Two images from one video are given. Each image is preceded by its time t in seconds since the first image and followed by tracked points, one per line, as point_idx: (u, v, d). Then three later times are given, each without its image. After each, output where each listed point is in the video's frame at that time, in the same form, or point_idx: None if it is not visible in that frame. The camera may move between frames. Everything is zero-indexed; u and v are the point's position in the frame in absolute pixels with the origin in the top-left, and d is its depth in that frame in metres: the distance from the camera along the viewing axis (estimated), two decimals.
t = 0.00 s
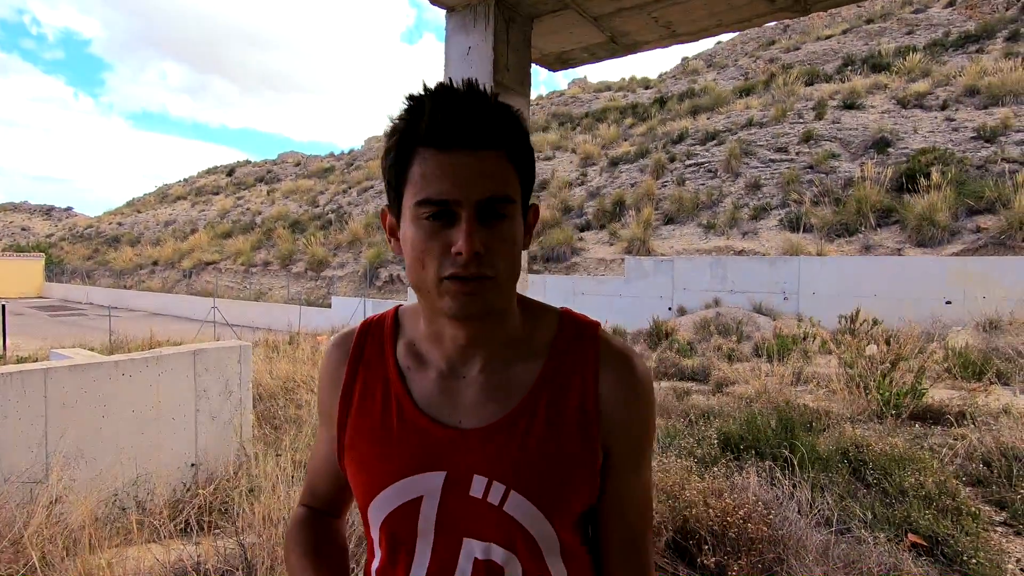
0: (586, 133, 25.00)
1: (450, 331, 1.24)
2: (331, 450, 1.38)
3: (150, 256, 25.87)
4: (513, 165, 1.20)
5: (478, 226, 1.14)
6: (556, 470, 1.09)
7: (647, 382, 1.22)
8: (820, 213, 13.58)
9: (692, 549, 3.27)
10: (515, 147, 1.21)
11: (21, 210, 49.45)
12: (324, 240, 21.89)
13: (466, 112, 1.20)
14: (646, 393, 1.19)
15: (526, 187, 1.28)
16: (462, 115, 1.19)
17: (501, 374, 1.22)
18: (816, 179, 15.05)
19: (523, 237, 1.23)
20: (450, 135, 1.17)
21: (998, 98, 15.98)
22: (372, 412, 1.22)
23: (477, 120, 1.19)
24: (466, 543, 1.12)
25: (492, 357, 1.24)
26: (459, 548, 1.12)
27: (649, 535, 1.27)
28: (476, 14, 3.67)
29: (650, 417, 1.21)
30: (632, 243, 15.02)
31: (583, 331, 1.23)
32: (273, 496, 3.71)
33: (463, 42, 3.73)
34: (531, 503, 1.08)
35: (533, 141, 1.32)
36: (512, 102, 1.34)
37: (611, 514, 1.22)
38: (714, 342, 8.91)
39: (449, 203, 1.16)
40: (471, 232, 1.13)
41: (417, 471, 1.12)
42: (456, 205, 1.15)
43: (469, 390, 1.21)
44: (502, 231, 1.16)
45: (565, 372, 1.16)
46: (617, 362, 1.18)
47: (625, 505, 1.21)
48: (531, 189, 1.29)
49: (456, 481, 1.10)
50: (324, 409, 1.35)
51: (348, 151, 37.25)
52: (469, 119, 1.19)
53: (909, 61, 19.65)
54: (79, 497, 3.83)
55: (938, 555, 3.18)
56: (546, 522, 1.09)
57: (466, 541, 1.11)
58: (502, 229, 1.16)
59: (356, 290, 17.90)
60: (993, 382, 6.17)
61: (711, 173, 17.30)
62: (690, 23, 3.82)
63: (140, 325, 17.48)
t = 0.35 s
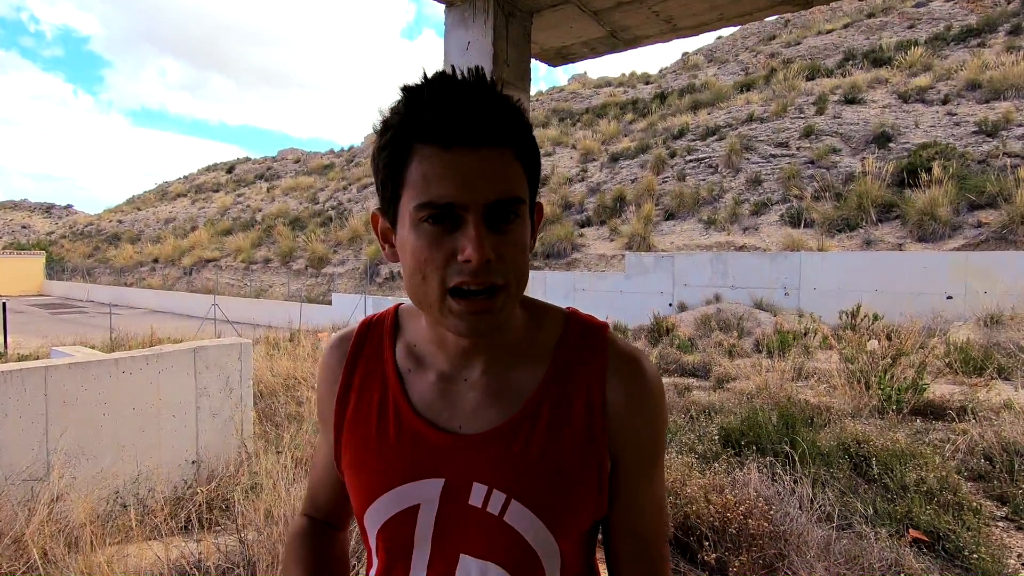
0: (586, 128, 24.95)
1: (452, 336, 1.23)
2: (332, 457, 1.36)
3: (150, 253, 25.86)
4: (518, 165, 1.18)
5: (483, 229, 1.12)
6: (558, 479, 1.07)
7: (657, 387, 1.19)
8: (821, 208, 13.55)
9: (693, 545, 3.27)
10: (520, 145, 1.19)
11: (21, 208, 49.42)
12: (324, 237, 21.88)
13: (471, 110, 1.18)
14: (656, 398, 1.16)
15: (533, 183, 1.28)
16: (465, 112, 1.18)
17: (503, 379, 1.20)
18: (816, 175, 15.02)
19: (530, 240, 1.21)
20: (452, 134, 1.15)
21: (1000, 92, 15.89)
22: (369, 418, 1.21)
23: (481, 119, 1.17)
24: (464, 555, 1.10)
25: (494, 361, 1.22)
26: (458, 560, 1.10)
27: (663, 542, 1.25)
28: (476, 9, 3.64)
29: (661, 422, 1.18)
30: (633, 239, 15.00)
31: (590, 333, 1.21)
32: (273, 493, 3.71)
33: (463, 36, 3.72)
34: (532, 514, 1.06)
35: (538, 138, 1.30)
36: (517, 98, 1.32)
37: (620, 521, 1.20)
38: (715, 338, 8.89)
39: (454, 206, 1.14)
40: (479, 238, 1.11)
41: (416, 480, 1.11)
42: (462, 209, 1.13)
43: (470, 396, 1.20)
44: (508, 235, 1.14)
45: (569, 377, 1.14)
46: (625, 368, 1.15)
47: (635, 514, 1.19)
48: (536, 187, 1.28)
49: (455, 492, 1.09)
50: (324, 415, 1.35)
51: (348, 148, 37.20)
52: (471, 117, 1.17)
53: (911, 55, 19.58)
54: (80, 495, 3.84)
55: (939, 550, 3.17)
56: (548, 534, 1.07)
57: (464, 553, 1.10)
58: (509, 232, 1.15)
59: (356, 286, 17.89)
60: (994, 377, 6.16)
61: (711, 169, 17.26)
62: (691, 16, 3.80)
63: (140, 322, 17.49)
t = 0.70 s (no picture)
0: (586, 129, 24.95)
1: (457, 339, 1.25)
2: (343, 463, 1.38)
3: (151, 254, 25.88)
4: (522, 168, 1.18)
5: (487, 232, 1.13)
6: (560, 481, 1.07)
7: (664, 389, 1.18)
8: (821, 207, 13.55)
9: (693, 545, 3.29)
10: (525, 147, 1.20)
11: (23, 209, 49.53)
12: (324, 237, 21.90)
13: (476, 113, 1.19)
14: (664, 401, 1.15)
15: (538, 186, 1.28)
16: (470, 115, 1.18)
17: (507, 381, 1.20)
18: (816, 174, 15.02)
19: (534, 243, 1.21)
20: (455, 136, 1.15)
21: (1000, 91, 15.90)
22: (375, 422, 1.22)
23: (485, 122, 1.18)
24: (468, 558, 1.10)
25: (499, 364, 1.23)
26: (462, 563, 1.10)
27: (675, 546, 1.23)
28: (475, 11, 3.65)
29: (669, 424, 1.17)
30: (633, 239, 15.00)
31: (596, 335, 1.21)
32: (274, 493, 3.72)
33: (463, 38, 3.73)
34: (533, 514, 1.06)
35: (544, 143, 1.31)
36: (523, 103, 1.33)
37: (629, 523, 1.20)
38: (715, 338, 8.89)
39: (458, 208, 1.15)
40: (481, 240, 1.12)
41: (418, 483, 1.12)
42: (466, 211, 1.14)
43: (475, 398, 1.21)
44: (513, 237, 1.15)
45: (573, 380, 1.14)
46: (631, 370, 1.15)
47: (644, 517, 1.18)
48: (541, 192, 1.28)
49: (458, 492, 1.10)
50: (333, 419, 1.36)
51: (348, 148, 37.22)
52: (476, 120, 1.18)
53: (911, 55, 19.58)
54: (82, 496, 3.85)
55: (938, 550, 3.17)
56: (552, 537, 1.07)
57: (468, 556, 1.10)
58: (513, 233, 1.15)
59: (356, 287, 17.91)
60: (994, 377, 6.16)
61: (711, 169, 17.27)
62: (688, 18, 3.81)
63: (140, 323, 17.50)
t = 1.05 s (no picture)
0: (586, 130, 24.99)
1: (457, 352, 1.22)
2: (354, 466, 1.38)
3: (152, 258, 25.93)
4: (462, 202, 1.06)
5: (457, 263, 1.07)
6: (566, 494, 1.05)
7: (675, 404, 1.16)
8: (821, 208, 13.55)
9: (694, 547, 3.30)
10: (502, 166, 1.08)
11: (24, 213, 49.65)
12: (326, 240, 21.93)
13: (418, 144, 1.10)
14: (675, 421, 1.13)
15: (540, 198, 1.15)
16: (444, 132, 1.10)
17: (516, 393, 1.18)
18: (817, 174, 15.02)
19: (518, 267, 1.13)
20: (425, 159, 1.08)
21: (1000, 90, 15.90)
22: (384, 429, 1.22)
23: (462, 139, 1.09)
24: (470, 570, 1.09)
25: (504, 375, 1.20)
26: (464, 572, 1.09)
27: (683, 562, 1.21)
28: (474, 15, 3.67)
29: (680, 439, 1.15)
30: (633, 241, 15.00)
31: (607, 347, 1.18)
32: (275, 497, 3.71)
33: (462, 41, 3.74)
34: (538, 529, 1.04)
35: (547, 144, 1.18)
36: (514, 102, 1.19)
37: (637, 542, 1.17)
38: (716, 339, 8.89)
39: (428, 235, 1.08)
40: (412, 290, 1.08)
41: (424, 490, 1.11)
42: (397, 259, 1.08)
43: (483, 407, 1.19)
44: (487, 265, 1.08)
45: (581, 393, 1.11)
46: (641, 386, 1.12)
47: (652, 538, 1.15)
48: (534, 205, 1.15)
49: (462, 503, 1.09)
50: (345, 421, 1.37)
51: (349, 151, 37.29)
52: (447, 138, 1.09)
53: (910, 55, 19.59)
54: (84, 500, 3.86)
55: (940, 551, 3.17)
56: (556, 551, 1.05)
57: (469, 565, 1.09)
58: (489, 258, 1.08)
59: (357, 289, 17.93)
60: (996, 377, 6.16)
61: (711, 170, 17.28)
62: (687, 21, 3.81)
63: (142, 327, 17.53)
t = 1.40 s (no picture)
0: (588, 128, 24.97)
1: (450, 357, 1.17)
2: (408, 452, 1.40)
3: (155, 258, 25.99)
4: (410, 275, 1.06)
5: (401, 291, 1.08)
6: (538, 511, 0.90)
7: (689, 426, 0.92)
8: (823, 205, 13.53)
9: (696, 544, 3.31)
10: (423, 195, 0.99)
11: (27, 213, 49.76)
12: (328, 239, 21.93)
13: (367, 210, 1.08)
14: (683, 443, 0.89)
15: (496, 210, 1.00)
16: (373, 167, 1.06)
17: (509, 392, 1.04)
18: (819, 172, 15.00)
19: (465, 287, 1.03)
20: (361, 197, 1.06)
21: (1003, 87, 15.84)
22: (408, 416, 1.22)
23: (390, 166, 1.03)
24: (451, 562, 1.02)
25: (495, 375, 1.08)
26: (447, 567, 1.03)
27: None
28: (475, 13, 3.67)
29: (694, 469, 0.91)
30: (635, 239, 14.99)
31: (607, 349, 0.98)
32: (278, 495, 3.72)
33: (463, 40, 3.75)
34: (508, 537, 0.92)
35: (499, 151, 1.03)
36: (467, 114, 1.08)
37: None
38: (718, 337, 8.89)
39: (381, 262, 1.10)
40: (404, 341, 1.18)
41: (420, 477, 1.08)
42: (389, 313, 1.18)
43: (481, 404, 1.08)
44: (422, 291, 1.06)
45: (567, 399, 0.94)
46: (637, 396, 0.89)
47: None
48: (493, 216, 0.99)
49: (448, 495, 1.03)
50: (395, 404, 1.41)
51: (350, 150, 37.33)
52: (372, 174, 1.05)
53: (913, 51, 19.52)
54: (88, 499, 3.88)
55: (943, 547, 3.17)
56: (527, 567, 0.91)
57: (453, 560, 1.02)
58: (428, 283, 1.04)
59: (359, 288, 17.95)
60: (999, 374, 6.15)
61: (713, 167, 17.26)
62: (688, 18, 3.81)
63: (145, 326, 17.59)
